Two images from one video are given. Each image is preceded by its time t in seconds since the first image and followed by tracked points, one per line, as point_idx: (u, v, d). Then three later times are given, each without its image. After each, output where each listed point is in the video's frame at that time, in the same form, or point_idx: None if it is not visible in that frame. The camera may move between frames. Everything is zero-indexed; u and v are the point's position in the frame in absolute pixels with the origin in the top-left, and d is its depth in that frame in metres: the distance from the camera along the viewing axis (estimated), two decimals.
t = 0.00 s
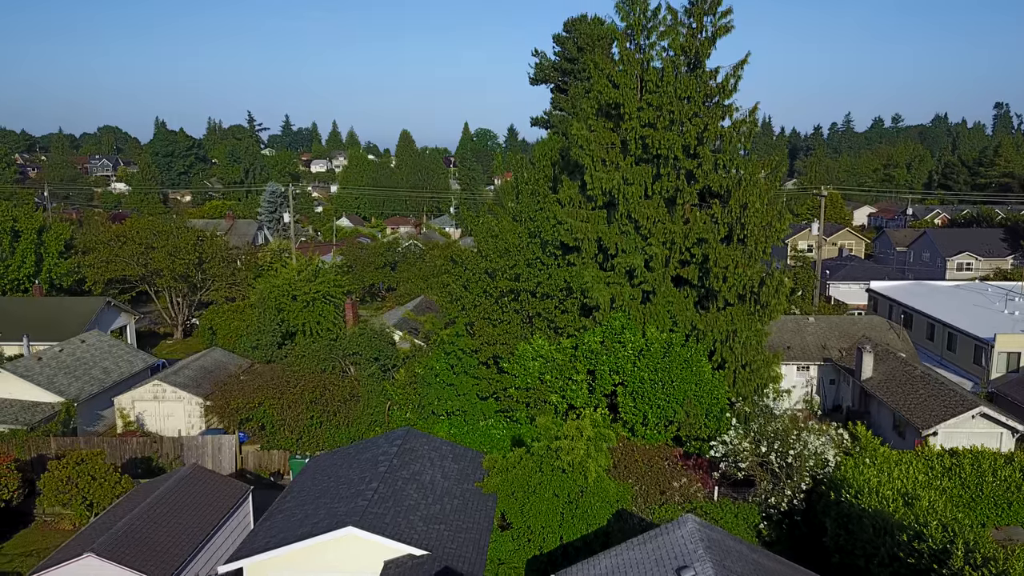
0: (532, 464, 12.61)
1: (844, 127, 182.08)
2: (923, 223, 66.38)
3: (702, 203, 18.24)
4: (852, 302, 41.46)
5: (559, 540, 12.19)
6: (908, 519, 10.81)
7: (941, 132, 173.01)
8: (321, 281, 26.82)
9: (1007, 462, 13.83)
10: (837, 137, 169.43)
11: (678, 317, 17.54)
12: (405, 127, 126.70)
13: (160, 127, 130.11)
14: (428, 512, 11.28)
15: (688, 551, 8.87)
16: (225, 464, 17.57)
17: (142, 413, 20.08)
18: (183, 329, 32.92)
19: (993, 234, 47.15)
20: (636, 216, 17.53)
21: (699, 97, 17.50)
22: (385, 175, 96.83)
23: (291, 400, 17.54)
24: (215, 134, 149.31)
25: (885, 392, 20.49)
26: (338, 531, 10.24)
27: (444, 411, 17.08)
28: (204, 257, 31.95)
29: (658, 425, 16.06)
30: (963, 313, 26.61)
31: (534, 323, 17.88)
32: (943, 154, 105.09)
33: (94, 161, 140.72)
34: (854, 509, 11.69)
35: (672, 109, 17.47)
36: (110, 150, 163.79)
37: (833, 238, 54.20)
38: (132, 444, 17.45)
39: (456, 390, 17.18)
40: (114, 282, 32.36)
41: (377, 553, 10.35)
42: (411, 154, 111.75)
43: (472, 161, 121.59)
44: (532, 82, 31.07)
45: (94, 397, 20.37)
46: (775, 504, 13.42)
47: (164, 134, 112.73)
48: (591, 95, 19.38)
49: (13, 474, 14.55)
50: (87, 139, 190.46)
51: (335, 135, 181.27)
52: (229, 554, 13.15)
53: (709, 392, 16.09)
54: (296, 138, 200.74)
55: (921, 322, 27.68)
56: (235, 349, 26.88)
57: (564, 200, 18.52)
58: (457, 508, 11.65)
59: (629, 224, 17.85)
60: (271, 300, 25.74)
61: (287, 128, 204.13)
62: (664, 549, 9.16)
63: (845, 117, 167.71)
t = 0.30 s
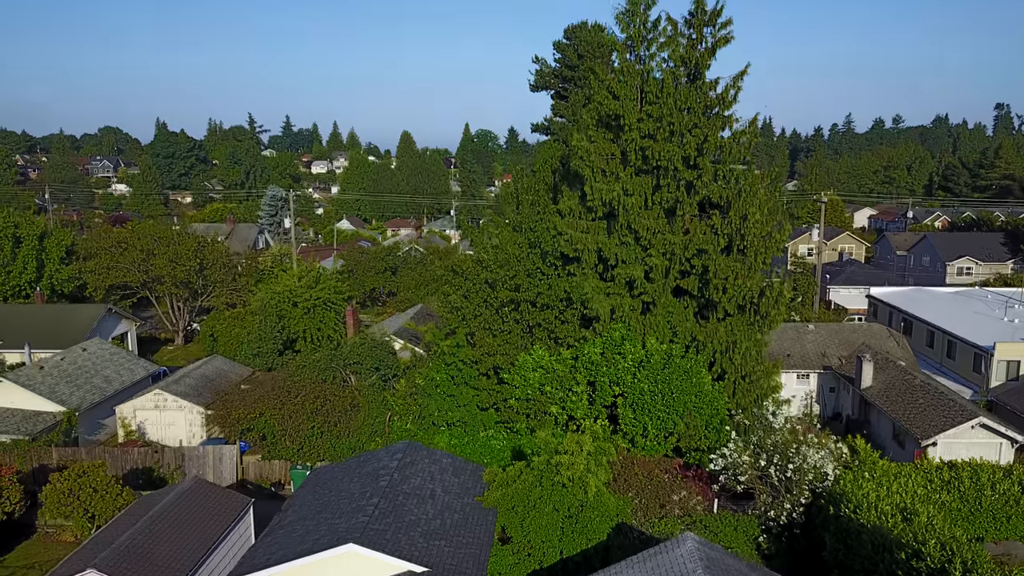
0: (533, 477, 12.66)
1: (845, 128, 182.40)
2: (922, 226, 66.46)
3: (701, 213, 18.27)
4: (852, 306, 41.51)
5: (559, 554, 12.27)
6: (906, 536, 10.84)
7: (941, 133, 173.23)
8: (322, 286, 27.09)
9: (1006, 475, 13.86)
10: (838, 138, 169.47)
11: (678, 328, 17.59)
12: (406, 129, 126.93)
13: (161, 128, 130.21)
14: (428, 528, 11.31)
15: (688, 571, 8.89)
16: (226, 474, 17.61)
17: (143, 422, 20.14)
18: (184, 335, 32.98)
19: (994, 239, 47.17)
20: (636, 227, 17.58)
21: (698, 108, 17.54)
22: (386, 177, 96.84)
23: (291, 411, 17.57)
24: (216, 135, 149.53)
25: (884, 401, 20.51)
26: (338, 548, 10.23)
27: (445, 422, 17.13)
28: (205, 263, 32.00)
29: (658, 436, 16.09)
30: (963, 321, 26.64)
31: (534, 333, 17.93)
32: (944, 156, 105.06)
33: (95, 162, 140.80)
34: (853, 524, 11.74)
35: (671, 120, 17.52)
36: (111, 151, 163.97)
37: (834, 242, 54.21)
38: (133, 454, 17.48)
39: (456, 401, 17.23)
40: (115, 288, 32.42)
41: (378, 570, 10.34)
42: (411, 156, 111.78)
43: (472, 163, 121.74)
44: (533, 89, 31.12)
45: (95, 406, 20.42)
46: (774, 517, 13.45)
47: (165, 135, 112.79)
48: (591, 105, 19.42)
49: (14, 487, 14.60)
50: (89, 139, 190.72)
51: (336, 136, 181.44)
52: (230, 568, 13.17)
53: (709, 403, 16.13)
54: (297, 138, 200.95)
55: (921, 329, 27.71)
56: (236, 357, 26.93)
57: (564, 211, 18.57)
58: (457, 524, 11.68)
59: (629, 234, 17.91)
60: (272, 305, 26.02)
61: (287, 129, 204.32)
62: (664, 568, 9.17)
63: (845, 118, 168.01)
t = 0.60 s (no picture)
0: (533, 491, 12.71)
1: (846, 129, 182.49)
2: (923, 229, 66.46)
3: (701, 224, 18.31)
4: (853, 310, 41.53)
5: (559, 568, 12.32)
6: (905, 553, 10.89)
7: (942, 134, 173.26)
8: (321, 293, 28.00)
9: (1005, 489, 13.88)
10: (839, 138, 169.27)
11: (678, 339, 17.64)
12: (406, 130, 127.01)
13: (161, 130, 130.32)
14: (429, 543, 11.35)
15: None
16: (227, 484, 17.70)
17: (144, 431, 20.20)
18: (185, 341, 33.01)
19: (994, 243, 47.16)
20: (636, 238, 17.64)
21: (698, 120, 17.60)
22: (387, 179, 96.85)
23: (292, 422, 17.61)
24: (217, 136, 149.69)
25: (884, 410, 20.54)
26: (339, 565, 10.26)
27: (446, 433, 17.19)
28: (206, 270, 32.05)
29: (658, 448, 16.13)
30: (963, 328, 26.67)
31: (535, 343, 17.98)
32: (945, 158, 104.93)
33: (96, 164, 140.89)
34: (852, 539, 11.79)
35: (671, 132, 17.59)
36: (112, 152, 164.18)
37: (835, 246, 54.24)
38: (135, 465, 17.52)
39: (457, 412, 17.30)
40: (116, 294, 32.47)
41: None
42: (412, 157, 111.77)
43: (473, 164, 121.71)
44: (534, 96, 31.16)
45: (97, 416, 20.47)
46: (774, 530, 13.50)
47: (166, 136, 112.85)
48: (591, 115, 19.46)
49: (16, 499, 14.65)
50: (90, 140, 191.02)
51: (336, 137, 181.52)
52: None
53: (708, 415, 16.19)
54: (297, 138, 201.14)
55: (921, 336, 27.74)
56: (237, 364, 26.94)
57: (564, 222, 18.62)
58: (458, 540, 11.71)
59: (629, 245, 17.96)
60: (273, 313, 26.88)
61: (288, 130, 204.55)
62: None
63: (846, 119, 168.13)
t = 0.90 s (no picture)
0: (533, 506, 12.75)
1: (846, 130, 182.58)
2: (922, 233, 66.50)
3: (701, 235, 18.34)
4: (853, 315, 41.55)
5: None
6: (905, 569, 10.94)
7: (942, 135, 173.35)
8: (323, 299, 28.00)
9: (1005, 502, 13.91)
10: (839, 139, 169.32)
11: (678, 350, 17.69)
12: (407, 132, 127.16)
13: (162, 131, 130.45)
14: (430, 558, 11.38)
15: None
16: (228, 494, 17.70)
17: (145, 440, 20.25)
18: (186, 347, 33.03)
19: (994, 248, 47.19)
20: (636, 249, 17.69)
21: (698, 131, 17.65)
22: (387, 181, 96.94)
23: (292, 432, 17.66)
24: (218, 137, 149.85)
25: (884, 419, 20.58)
26: None
27: (447, 444, 17.24)
28: (207, 276, 32.08)
29: (657, 460, 16.16)
30: (963, 336, 26.70)
31: (535, 354, 18.03)
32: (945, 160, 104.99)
33: (97, 165, 141.06)
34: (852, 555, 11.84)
35: (671, 144, 17.65)
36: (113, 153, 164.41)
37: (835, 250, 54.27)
38: (136, 476, 17.55)
39: (457, 423, 17.35)
40: (117, 301, 32.49)
41: None
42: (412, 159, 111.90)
43: (473, 165, 121.90)
44: (534, 103, 31.23)
45: (98, 425, 20.51)
46: (773, 544, 13.54)
47: (167, 138, 112.96)
48: (591, 126, 19.50)
49: (19, 512, 14.71)
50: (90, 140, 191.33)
51: (336, 138, 181.57)
52: None
53: (708, 426, 16.25)
54: (297, 138, 201.42)
55: (921, 343, 27.77)
56: (238, 371, 26.95)
57: (564, 233, 18.65)
58: (458, 555, 11.75)
59: (629, 256, 18.01)
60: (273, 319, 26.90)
61: (289, 131, 204.73)
62: None
63: (846, 118, 168.12)
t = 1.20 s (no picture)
0: (534, 520, 12.79)
1: (846, 130, 182.49)
2: (923, 236, 66.51)
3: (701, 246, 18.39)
4: (853, 320, 41.64)
5: None
6: None
7: (942, 136, 173.23)
8: (322, 306, 29.11)
9: (1004, 516, 13.95)
10: (839, 140, 169.22)
11: (678, 362, 17.74)
12: (407, 133, 127.24)
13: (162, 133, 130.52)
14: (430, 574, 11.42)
15: None
16: (229, 505, 17.76)
17: (147, 450, 20.31)
18: (187, 353, 33.03)
19: (994, 252, 47.21)
20: (636, 261, 17.75)
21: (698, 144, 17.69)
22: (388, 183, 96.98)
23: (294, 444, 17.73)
24: (218, 138, 149.95)
25: (885, 429, 20.60)
26: None
27: (447, 456, 17.29)
28: (208, 282, 32.10)
29: (657, 472, 16.20)
30: (963, 344, 26.73)
31: (535, 365, 18.09)
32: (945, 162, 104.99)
33: (98, 166, 141.14)
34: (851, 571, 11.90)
35: (671, 156, 17.71)
36: (114, 154, 164.52)
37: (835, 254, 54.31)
38: (138, 486, 17.59)
39: (458, 435, 17.37)
40: (118, 307, 32.52)
41: None
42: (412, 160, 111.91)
43: (473, 166, 121.92)
44: (534, 110, 31.28)
45: (100, 435, 20.58)
46: (773, 558, 13.59)
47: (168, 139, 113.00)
48: (591, 137, 19.55)
49: (21, 525, 14.75)
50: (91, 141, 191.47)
51: (336, 139, 181.64)
52: None
53: (708, 438, 16.30)
54: (297, 139, 201.58)
55: (921, 351, 27.80)
56: (239, 379, 26.97)
57: (564, 244, 18.70)
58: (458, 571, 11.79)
59: (629, 267, 18.06)
60: (275, 326, 27.84)
61: (290, 132, 205.08)
62: None
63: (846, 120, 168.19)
